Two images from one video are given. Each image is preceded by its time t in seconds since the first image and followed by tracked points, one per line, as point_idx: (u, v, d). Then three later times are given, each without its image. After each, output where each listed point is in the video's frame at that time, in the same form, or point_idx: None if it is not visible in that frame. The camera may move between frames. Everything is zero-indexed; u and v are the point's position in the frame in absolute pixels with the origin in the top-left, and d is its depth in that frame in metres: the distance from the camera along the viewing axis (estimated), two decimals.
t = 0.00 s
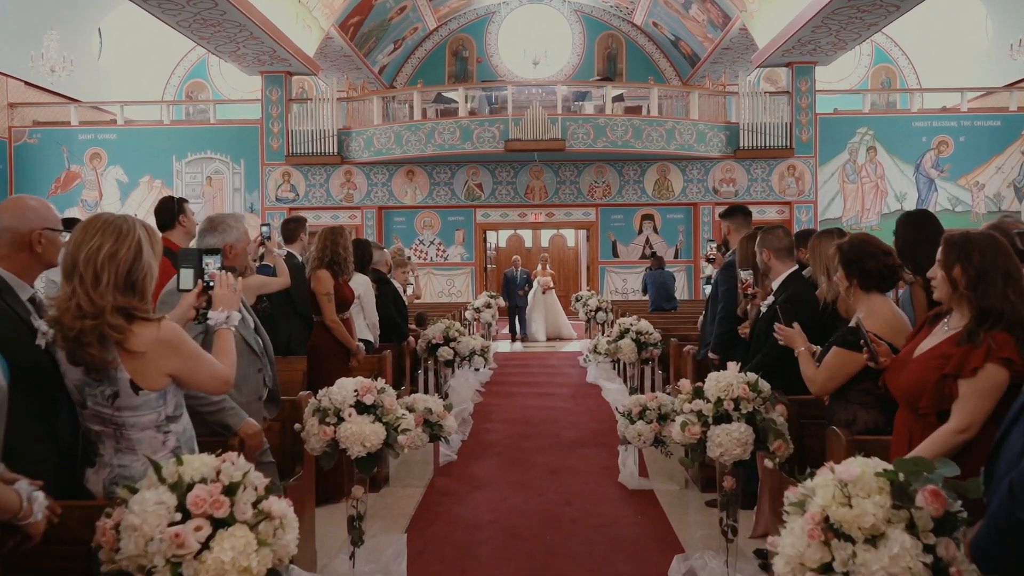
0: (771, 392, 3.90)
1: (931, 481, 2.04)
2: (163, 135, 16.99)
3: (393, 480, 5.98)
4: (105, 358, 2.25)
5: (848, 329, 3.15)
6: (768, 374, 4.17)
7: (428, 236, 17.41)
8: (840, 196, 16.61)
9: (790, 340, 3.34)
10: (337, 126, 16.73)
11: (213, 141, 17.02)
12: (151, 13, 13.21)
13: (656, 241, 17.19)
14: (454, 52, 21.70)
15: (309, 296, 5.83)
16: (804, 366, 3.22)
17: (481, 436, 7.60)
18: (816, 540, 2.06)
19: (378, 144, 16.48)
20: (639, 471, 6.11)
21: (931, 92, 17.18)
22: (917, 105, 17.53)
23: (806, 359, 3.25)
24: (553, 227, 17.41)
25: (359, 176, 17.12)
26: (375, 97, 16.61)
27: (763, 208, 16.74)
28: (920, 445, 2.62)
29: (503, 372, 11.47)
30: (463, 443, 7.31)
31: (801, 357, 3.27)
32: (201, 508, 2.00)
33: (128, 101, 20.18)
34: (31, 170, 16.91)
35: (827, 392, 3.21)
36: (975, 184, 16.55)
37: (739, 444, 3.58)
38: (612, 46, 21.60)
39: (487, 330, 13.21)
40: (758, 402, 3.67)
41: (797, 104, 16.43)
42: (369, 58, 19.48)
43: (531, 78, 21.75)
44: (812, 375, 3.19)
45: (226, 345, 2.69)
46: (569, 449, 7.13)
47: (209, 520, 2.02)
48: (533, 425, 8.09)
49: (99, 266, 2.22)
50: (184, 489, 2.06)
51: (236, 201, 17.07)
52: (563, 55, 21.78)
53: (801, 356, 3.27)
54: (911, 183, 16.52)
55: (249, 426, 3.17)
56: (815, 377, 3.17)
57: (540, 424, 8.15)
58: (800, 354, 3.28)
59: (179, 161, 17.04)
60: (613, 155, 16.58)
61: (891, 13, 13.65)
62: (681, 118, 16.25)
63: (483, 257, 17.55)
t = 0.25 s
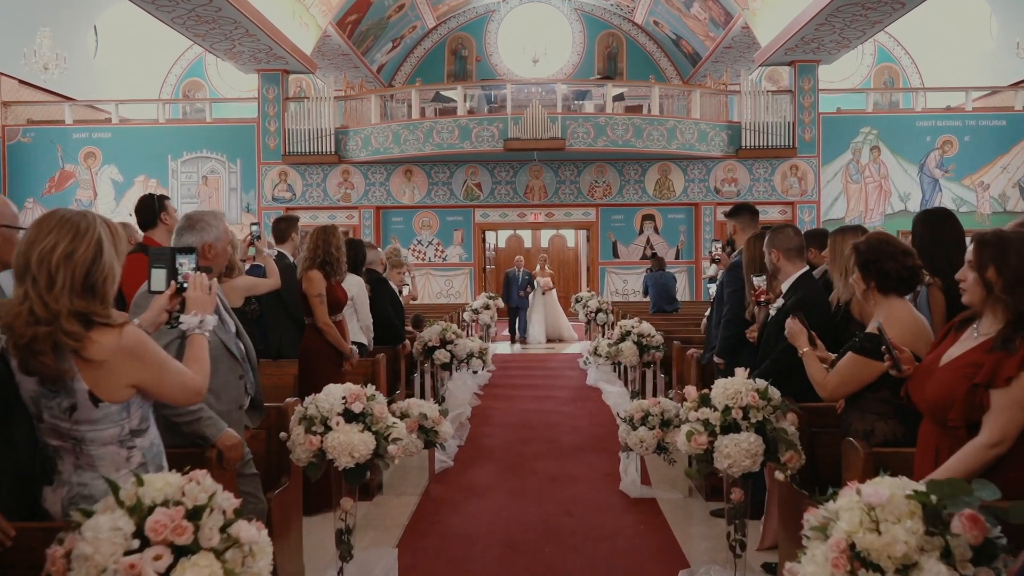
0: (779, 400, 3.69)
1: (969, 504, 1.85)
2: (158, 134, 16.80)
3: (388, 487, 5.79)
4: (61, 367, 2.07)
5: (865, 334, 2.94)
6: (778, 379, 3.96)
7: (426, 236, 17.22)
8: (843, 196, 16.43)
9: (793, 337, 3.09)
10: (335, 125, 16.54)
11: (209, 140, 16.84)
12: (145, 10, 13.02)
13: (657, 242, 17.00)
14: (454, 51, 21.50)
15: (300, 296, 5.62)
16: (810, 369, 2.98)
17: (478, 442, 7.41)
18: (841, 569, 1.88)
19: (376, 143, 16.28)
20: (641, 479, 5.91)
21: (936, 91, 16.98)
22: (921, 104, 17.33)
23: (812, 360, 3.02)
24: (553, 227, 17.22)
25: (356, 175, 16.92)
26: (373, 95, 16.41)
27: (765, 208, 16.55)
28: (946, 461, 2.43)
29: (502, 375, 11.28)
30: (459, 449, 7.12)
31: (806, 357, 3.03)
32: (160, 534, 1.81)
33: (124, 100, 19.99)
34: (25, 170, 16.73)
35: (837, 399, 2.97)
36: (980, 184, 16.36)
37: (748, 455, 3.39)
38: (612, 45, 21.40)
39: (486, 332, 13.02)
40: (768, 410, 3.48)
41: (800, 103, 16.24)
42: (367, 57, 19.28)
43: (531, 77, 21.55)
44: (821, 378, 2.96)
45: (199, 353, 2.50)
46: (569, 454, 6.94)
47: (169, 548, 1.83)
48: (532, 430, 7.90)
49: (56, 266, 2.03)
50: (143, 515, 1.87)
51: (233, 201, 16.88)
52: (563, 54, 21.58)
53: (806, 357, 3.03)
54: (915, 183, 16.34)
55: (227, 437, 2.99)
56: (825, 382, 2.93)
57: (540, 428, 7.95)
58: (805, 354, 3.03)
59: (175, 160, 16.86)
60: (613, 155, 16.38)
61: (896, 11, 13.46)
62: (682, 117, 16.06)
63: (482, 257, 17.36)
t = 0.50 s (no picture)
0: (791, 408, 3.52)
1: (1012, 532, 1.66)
2: (153, 134, 16.62)
3: (381, 495, 5.61)
4: (9, 379, 1.90)
5: (883, 341, 2.76)
6: (788, 386, 3.80)
7: (424, 237, 17.04)
8: (845, 196, 16.26)
9: (806, 346, 2.94)
10: (331, 124, 16.36)
11: (204, 139, 16.65)
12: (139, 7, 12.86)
13: (657, 242, 16.83)
14: (452, 50, 21.31)
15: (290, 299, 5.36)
16: (827, 381, 2.82)
17: (476, 447, 7.22)
18: None
19: (373, 143, 16.10)
20: (643, 486, 5.72)
21: (938, 90, 16.82)
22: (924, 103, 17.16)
23: (829, 372, 2.85)
24: (552, 227, 17.04)
25: (353, 175, 16.74)
26: (370, 94, 16.22)
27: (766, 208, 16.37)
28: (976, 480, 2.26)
29: (500, 377, 11.10)
30: (456, 455, 6.93)
31: (822, 369, 2.87)
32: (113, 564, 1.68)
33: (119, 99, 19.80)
34: (18, 169, 16.55)
35: (855, 411, 2.80)
36: (983, 184, 16.20)
37: (757, 467, 3.22)
38: (611, 44, 21.21)
39: (484, 334, 12.84)
40: (779, 419, 3.30)
41: (802, 102, 16.08)
42: (364, 56, 19.10)
43: (530, 76, 21.36)
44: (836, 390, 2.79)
45: (170, 362, 2.31)
46: (568, 460, 6.75)
47: None
48: (531, 434, 7.71)
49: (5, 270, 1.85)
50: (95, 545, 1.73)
51: (228, 201, 16.69)
52: (562, 53, 21.39)
53: (821, 367, 2.87)
54: (918, 182, 16.18)
55: (205, 450, 2.82)
56: (841, 393, 2.77)
57: (538, 433, 7.76)
58: (821, 365, 2.88)
59: (169, 160, 16.68)
60: (613, 154, 16.20)
61: (899, 8, 13.28)
62: (683, 116, 15.88)
63: (480, 258, 17.18)
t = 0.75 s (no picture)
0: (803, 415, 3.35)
1: None
2: (148, 133, 16.45)
3: (375, 504, 5.43)
4: None
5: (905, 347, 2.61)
6: (799, 392, 3.63)
7: (422, 237, 16.86)
8: (848, 196, 16.09)
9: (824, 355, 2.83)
10: (328, 124, 16.18)
11: (200, 139, 16.48)
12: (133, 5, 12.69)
13: (658, 243, 16.65)
14: (450, 49, 21.14)
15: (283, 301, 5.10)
16: (847, 391, 2.69)
17: (473, 452, 7.04)
18: None
19: (371, 142, 15.93)
20: (646, 495, 5.55)
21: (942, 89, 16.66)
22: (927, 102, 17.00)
23: (849, 381, 2.71)
24: (552, 228, 16.86)
25: (351, 175, 16.57)
26: (367, 93, 16.05)
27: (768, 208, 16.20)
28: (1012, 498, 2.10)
29: (499, 380, 10.92)
30: (453, 461, 6.74)
31: (841, 377, 2.73)
32: None
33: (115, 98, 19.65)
34: (11, 169, 16.37)
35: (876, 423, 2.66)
36: (987, 184, 16.03)
37: (768, 478, 3.05)
38: (611, 43, 21.05)
39: (482, 335, 12.67)
40: (791, 428, 3.13)
41: (803, 101, 15.91)
42: (362, 55, 18.93)
43: (529, 75, 21.20)
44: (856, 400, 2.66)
45: (138, 372, 2.14)
46: (568, 467, 6.58)
47: None
48: (530, 439, 7.53)
49: None
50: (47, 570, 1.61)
51: (224, 201, 16.52)
52: (562, 53, 21.22)
53: (841, 377, 2.73)
54: (922, 182, 16.01)
55: (181, 463, 2.64)
56: (863, 405, 2.63)
57: (538, 438, 7.58)
58: (840, 374, 2.74)
59: (165, 160, 16.51)
60: (613, 154, 16.03)
61: (903, 5, 13.12)
62: (683, 116, 15.72)
63: (479, 259, 17.00)
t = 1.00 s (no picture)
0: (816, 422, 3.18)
1: None
2: (144, 132, 16.28)
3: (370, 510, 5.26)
4: None
5: (931, 353, 2.47)
6: (813, 398, 3.45)
7: (420, 237, 16.68)
8: (851, 196, 15.91)
9: (848, 362, 2.74)
10: (326, 123, 16.01)
11: (196, 137, 16.31)
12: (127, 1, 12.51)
13: (659, 243, 16.48)
14: (449, 48, 20.97)
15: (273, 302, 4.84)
16: (871, 401, 2.58)
17: (471, 457, 6.86)
18: None
19: (369, 141, 15.76)
20: (649, 503, 5.37)
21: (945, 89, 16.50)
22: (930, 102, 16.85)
23: (872, 390, 2.60)
24: (551, 228, 16.68)
25: (348, 175, 16.40)
26: (365, 92, 15.88)
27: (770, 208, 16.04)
28: None
29: (498, 382, 10.75)
30: (449, 466, 6.57)
31: (864, 387, 2.63)
32: None
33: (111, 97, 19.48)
34: (5, 167, 16.19)
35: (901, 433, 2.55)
36: (991, 184, 15.88)
37: (782, 490, 2.87)
38: (612, 42, 20.88)
39: (481, 337, 12.49)
40: (805, 436, 2.96)
41: (806, 100, 15.75)
42: (360, 54, 18.76)
43: (528, 74, 21.04)
44: (878, 409, 2.56)
45: (101, 380, 1.97)
46: (568, 472, 6.40)
47: None
48: (529, 443, 7.35)
49: None
50: None
51: (220, 200, 16.35)
52: (562, 51, 21.03)
53: (865, 387, 2.62)
54: (925, 182, 15.86)
55: (156, 475, 2.47)
56: (887, 416, 2.52)
57: (537, 442, 7.40)
58: (863, 383, 2.64)
59: (160, 158, 16.33)
60: (613, 153, 15.86)
61: (908, 3, 12.94)
62: (685, 115, 15.55)
63: (478, 259, 16.82)
